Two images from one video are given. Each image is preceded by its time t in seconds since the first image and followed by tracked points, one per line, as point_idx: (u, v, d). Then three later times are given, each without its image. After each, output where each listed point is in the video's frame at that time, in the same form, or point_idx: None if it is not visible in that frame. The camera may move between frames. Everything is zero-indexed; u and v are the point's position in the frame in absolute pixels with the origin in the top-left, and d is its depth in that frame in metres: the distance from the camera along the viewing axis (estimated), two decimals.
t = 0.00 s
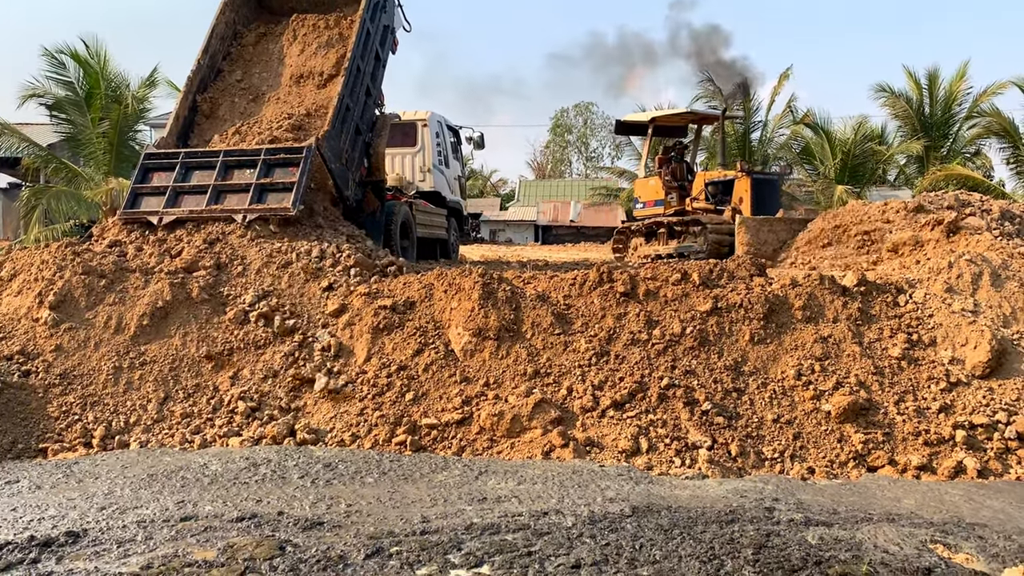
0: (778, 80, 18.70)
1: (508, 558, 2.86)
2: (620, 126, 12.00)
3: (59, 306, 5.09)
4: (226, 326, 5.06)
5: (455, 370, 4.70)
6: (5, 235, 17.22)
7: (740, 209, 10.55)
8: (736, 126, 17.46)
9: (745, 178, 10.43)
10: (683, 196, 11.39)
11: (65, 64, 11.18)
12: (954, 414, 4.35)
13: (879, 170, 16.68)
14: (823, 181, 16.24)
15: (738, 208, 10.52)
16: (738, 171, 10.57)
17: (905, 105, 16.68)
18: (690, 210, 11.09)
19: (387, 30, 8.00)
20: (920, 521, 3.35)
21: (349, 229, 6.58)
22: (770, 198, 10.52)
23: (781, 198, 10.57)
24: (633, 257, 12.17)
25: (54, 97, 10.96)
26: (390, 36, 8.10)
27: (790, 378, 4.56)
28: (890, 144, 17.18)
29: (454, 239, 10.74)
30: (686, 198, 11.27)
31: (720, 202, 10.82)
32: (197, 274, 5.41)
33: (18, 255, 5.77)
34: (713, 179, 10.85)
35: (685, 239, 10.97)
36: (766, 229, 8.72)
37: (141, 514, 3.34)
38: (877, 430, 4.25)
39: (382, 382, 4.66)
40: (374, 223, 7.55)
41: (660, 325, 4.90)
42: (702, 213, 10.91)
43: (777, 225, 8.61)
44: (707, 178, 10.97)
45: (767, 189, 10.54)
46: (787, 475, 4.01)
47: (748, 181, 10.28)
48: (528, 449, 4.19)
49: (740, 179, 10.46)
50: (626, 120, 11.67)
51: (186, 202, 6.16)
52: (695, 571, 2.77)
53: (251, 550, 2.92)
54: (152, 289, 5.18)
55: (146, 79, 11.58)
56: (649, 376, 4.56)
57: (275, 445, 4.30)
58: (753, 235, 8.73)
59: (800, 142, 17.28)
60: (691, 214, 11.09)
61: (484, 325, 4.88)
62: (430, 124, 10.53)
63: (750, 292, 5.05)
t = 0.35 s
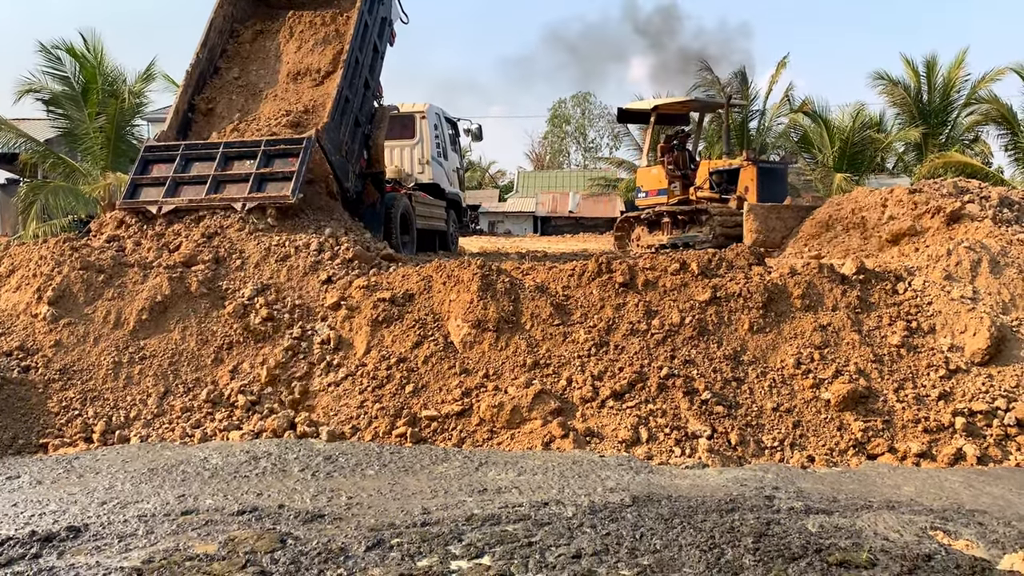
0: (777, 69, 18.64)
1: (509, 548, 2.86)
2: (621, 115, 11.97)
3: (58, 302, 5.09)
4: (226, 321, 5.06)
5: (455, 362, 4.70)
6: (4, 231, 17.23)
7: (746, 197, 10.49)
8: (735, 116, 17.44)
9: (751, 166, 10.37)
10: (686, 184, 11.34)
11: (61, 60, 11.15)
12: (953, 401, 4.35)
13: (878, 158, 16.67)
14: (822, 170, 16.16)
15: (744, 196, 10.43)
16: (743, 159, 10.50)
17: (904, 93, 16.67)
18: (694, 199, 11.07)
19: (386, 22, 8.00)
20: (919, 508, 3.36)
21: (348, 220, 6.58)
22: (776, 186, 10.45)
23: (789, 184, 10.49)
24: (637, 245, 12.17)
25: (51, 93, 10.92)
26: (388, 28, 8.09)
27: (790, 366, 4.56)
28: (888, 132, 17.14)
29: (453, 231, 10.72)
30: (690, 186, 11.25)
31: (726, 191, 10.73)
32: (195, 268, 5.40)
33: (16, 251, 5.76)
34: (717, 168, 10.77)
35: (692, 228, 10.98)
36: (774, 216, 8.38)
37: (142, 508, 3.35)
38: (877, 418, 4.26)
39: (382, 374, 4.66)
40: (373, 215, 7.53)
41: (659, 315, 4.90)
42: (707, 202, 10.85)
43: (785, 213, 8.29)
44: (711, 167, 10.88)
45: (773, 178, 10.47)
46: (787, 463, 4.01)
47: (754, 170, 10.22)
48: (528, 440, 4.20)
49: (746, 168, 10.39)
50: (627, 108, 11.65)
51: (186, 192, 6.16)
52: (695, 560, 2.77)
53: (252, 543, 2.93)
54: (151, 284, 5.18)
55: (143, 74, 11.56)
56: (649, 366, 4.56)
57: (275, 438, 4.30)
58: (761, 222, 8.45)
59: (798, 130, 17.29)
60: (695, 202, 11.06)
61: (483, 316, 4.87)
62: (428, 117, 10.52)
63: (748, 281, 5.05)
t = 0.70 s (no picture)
0: (776, 61, 18.63)
1: (507, 541, 2.87)
2: (622, 108, 11.97)
3: (56, 295, 5.08)
4: (224, 315, 5.06)
5: (454, 355, 4.70)
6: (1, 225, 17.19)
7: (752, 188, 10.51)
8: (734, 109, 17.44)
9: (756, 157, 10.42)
10: (690, 177, 11.27)
11: (59, 53, 11.12)
12: (951, 394, 4.36)
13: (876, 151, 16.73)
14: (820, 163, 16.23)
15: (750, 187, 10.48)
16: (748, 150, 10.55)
17: (902, 86, 16.60)
18: (699, 191, 11.02)
19: (387, 16, 7.98)
20: (917, 501, 3.36)
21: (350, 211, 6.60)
22: (781, 176, 10.55)
23: (793, 176, 10.57)
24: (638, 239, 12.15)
25: (48, 86, 10.88)
26: (390, 23, 8.07)
27: (788, 359, 4.57)
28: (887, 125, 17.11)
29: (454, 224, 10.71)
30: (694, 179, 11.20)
31: (730, 182, 10.76)
32: (193, 262, 5.40)
33: (14, 245, 5.75)
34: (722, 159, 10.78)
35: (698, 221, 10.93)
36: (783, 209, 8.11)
37: (141, 502, 3.35)
38: (875, 411, 4.26)
39: (381, 368, 4.66)
40: (378, 207, 7.53)
41: (657, 308, 4.90)
42: (711, 194, 10.78)
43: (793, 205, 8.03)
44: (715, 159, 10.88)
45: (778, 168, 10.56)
46: (785, 456, 4.02)
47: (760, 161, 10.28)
48: (527, 433, 4.20)
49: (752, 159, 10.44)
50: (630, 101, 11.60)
51: (191, 174, 6.29)
52: (693, 553, 2.78)
53: (251, 537, 2.93)
54: (148, 278, 5.17)
55: (140, 67, 11.53)
56: (648, 359, 4.57)
57: (273, 432, 4.30)
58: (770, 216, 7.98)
59: (796, 123, 17.38)
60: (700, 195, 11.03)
61: (482, 310, 4.87)
62: (428, 111, 10.50)
63: (747, 275, 5.04)
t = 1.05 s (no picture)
0: (774, 60, 18.67)
1: (504, 538, 2.87)
2: (624, 105, 11.96)
3: (52, 291, 5.07)
4: (221, 311, 5.05)
5: (450, 352, 4.70)
6: None
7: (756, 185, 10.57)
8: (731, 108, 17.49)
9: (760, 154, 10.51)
10: (692, 174, 11.24)
11: (55, 47, 11.08)
12: (946, 393, 4.37)
13: (872, 150, 17.03)
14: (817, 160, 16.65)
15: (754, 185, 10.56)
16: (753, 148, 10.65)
17: (899, 85, 16.62)
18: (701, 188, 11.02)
19: (396, 18, 8.01)
20: (912, 499, 3.38)
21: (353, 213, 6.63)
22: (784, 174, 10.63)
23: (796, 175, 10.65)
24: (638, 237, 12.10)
25: (44, 81, 10.87)
26: (399, 25, 8.10)
27: (784, 357, 4.58)
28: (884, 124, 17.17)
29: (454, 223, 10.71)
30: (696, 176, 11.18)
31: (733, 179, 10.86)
32: (190, 258, 5.39)
33: (9, 240, 5.73)
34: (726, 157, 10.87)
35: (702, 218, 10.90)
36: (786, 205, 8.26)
37: (137, 498, 3.35)
38: (871, 409, 4.27)
39: (377, 364, 4.66)
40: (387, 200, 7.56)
41: (654, 306, 4.91)
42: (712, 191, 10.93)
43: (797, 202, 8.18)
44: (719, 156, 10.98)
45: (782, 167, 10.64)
46: (781, 454, 4.03)
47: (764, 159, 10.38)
48: (523, 430, 4.20)
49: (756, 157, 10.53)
50: (635, 95, 11.56)
51: (200, 159, 6.38)
52: (689, 550, 2.78)
53: (247, 533, 2.93)
54: (145, 273, 5.16)
55: (137, 62, 11.51)
56: (644, 357, 4.58)
57: (270, 428, 4.30)
58: (778, 213, 8.28)
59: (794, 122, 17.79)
60: (703, 190, 11.01)
61: (479, 307, 4.88)
62: (431, 112, 10.49)
63: (743, 273, 5.05)
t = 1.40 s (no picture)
0: (768, 62, 18.69)
1: (497, 539, 2.87)
2: (621, 107, 12.00)
3: (44, 290, 5.05)
4: (213, 311, 5.04)
5: (444, 353, 4.71)
6: None
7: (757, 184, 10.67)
8: (723, 109, 17.52)
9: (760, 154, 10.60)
10: (691, 175, 11.25)
11: (48, 45, 11.02)
12: (937, 394, 4.39)
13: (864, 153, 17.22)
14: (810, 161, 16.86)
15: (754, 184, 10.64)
16: (753, 149, 10.76)
17: (893, 88, 16.59)
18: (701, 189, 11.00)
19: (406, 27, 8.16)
20: (903, 500, 3.39)
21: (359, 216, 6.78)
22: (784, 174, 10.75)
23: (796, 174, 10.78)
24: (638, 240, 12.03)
25: (36, 79, 10.82)
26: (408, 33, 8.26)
27: (776, 359, 4.59)
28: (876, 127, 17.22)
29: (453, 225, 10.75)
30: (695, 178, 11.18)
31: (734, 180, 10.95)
32: (183, 258, 5.37)
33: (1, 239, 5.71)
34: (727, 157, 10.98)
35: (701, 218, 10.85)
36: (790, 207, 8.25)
37: (129, 498, 3.34)
38: (863, 410, 4.29)
39: (370, 365, 4.66)
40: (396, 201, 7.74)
41: (647, 307, 4.92)
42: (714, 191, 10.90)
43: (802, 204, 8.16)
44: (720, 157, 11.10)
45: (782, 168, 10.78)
46: (773, 454, 4.04)
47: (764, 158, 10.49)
48: (516, 431, 4.21)
49: (756, 157, 10.65)
50: (631, 97, 11.58)
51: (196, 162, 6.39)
52: (682, 551, 2.79)
53: (240, 533, 2.93)
54: (138, 273, 5.14)
55: (131, 61, 11.47)
56: (637, 358, 4.58)
57: (263, 429, 4.29)
58: (780, 216, 8.21)
59: (787, 125, 18.00)
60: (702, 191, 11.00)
61: (472, 308, 4.87)
62: (433, 117, 10.44)
63: (736, 275, 5.06)
